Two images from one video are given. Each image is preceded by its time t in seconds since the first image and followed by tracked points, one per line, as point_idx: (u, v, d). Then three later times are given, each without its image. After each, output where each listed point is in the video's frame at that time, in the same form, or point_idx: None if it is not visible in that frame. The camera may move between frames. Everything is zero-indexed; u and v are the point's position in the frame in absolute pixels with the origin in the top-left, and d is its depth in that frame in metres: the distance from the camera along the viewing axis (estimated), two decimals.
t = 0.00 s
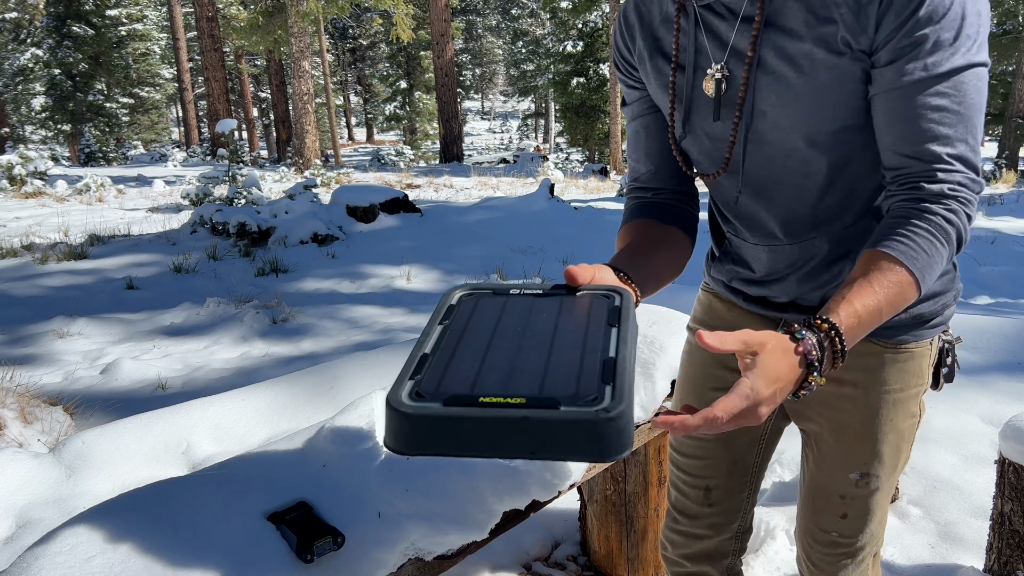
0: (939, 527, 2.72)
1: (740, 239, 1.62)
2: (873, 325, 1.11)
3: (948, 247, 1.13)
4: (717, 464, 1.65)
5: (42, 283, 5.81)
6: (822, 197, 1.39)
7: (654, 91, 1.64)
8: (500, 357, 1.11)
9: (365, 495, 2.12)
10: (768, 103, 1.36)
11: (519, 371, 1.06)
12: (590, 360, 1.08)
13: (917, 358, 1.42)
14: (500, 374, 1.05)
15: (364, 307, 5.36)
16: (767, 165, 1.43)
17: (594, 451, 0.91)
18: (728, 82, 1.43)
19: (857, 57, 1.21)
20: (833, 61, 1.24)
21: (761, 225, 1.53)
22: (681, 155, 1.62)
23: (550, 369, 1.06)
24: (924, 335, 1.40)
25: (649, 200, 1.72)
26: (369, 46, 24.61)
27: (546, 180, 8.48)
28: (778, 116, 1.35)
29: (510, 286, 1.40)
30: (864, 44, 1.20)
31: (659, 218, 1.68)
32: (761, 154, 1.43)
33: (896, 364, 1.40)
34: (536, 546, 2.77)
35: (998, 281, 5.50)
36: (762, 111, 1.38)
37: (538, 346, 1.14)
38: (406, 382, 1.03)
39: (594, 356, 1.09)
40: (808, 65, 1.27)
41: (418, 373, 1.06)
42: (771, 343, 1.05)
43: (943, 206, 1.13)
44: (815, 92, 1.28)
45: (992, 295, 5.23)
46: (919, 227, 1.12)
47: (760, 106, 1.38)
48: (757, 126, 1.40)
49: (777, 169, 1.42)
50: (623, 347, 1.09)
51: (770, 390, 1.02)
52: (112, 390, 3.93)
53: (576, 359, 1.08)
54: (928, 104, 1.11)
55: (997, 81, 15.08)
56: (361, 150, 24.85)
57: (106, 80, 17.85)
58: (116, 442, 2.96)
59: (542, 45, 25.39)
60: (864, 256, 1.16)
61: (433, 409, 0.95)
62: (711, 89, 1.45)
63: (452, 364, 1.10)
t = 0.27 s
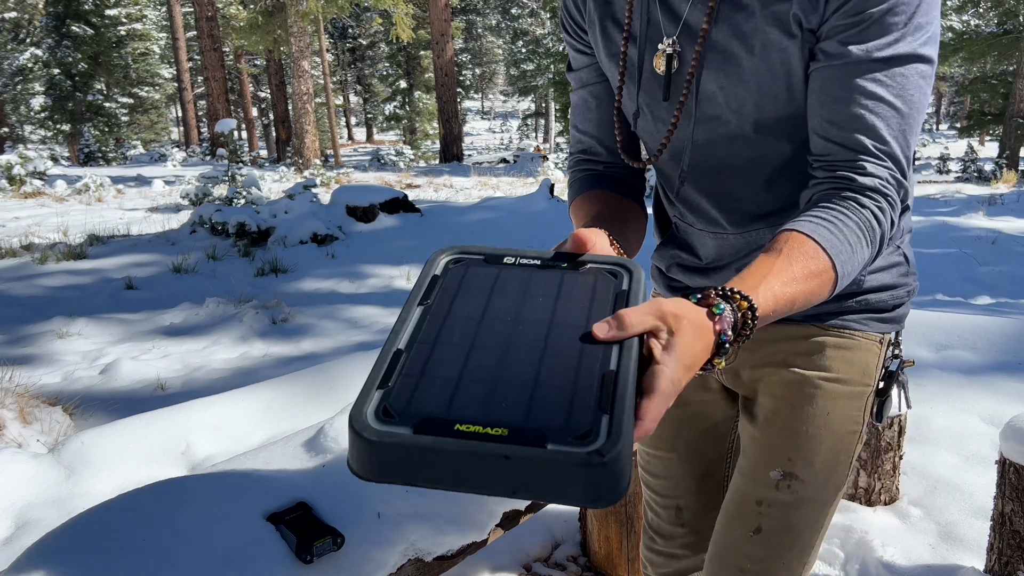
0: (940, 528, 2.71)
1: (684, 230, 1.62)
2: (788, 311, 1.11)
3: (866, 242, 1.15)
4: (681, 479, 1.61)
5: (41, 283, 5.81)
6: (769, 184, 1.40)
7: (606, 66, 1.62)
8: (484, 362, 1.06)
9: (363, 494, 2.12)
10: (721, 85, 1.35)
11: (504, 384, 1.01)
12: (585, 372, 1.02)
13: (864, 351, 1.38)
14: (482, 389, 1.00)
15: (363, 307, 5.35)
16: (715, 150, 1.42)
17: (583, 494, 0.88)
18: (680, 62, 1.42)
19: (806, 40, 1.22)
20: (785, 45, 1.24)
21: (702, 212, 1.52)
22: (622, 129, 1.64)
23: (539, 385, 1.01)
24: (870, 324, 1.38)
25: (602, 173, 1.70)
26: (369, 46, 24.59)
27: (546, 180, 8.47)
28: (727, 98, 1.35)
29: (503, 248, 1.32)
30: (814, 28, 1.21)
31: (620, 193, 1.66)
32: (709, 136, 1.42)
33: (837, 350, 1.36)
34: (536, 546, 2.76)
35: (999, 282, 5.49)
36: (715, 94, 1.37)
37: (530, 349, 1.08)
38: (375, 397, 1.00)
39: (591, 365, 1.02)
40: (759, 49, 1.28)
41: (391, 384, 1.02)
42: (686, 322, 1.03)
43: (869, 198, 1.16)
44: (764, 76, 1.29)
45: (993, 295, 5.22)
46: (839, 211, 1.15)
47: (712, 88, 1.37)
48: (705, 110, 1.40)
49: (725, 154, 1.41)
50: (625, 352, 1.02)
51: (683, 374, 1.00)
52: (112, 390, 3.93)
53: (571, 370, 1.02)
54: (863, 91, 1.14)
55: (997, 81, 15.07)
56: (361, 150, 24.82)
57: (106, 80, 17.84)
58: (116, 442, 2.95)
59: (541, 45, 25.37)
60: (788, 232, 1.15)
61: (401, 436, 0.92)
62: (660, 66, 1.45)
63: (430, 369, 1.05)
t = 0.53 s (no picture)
0: (941, 529, 2.70)
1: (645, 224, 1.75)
2: (804, 308, 1.21)
3: (863, 233, 1.27)
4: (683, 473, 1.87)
5: (41, 283, 5.80)
6: (741, 173, 1.53)
7: (560, 67, 1.70)
8: (520, 407, 1.06)
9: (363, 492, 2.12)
10: (697, 79, 1.46)
11: (546, 443, 1.03)
12: (635, 429, 1.04)
13: (827, 357, 1.53)
14: (523, 452, 1.02)
15: (363, 306, 5.34)
16: (691, 141, 1.54)
17: None
18: (650, 56, 1.52)
19: (779, 39, 1.35)
20: (756, 44, 1.36)
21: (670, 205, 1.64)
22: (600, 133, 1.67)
23: (585, 443, 1.03)
24: (831, 328, 1.53)
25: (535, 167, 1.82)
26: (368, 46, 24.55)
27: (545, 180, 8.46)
28: (706, 91, 1.46)
29: (520, 222, 1.23)
30: (787, 30, 1.34)
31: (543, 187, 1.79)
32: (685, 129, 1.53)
33: (803, 359, 1.53)
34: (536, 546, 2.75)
35: (1000, 282, 5.48)
36: (689, 86, 1.48)
37: (567, 384, 1.08)
38: (407, 473, 1.00)
39: (641, 419, 1.05)
40: (736, 46, 1.39)
41: (421, 448, 1.02)
42: (737, 344, 1.11)
43: (863, 196, 1.28)
44: (737, 71, 1.41)
45: (994, 295, 5.21)
46: (837, 206, 1.26)
47: (688, 80, 1.47)
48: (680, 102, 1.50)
49: (701, 145, 1.53)
50: (679, 412, 1.04)
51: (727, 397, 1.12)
52: (111, 391, 3.92)
53: (619, 424, 1.05)
54: (842, 97, 1.26)
55: (998, 80, 15.04)
56: (361, 150, 24.77)
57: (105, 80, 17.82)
58: (116, 442, 2.94)
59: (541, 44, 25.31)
60: (803, 232, 1.23)
61: (449, 529, 0.94)
62: (626, 63, 1.54)
63: (461, 423, 1.05)
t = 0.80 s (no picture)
0: (941, 529, 2.70)
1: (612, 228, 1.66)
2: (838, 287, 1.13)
3: (894, 220, 1.21)
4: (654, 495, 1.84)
5: (40, 283, 5.79)
6: (727, 173, 1.43)
7: (527, 49, 1.55)
8: (560, 374, 0.95)
9: (362, 491, 2.12)
10: (688, 70, 1.33)
11: (592, 410, 0.91)
12: (688, 390, 0.94)
13: (792, 373, 1.53)
14: (568, 420, 0.90)
15: (363, 306, 5.34)
16: (675, 137, 1.42)
17: (716, 549, 0.82)
18: (626, 44, 1.37)
19: (781, 30, 1.24)
20: (757, 39, 1.26)
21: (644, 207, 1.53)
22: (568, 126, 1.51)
23: (636, 407, 0.92)
24: (801, 344, 1.50)
25: (491, 147, 1.69)
26: (368, 45, 24.55)
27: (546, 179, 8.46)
28: (692, 84, 1.34)
29: (536, 192, 1.14)
30: (793, 24, 1.24)
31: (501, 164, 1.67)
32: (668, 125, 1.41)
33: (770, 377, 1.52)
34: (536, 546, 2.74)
35: (1000, 282, 5.48)
36: (678, 76, 1.35)
37: (608, 350, 0.98)
38: (441, 446, 0.87)
39: (692, 379, 0.95)
40: (735, 37, 1.27)
41: (456, 421, 0.89)
42: (782, 302, 1.04)
43: (888, 184, 1.22)
44: (732, 64, 1.30)
45: (995, 295, 5.21)
46: (867, 195, 1.19)
47: (676, 71, 1.34)
48: (664, 95, 1.37)
49: (686, 141, 1.42)
50: (733, 368, 0.95)
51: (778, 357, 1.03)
52: (111, 390, 3.91)
53: (670, 384, 0.94)
54: (863, 87, 1.19)
55: (999, 80, 15.04)
56: (361, 150, 24.78)
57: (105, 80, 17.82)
58: (116, 442, 2.94)
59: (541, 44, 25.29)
60: (831, 213, 1.17)
61: (497, 503, 0.81)
62: (596, 53, 1.38)
63: (498, 392, 0.93)
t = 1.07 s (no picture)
0: (941, 529, 2.70)
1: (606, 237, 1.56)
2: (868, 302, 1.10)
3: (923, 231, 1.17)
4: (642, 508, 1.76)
5: (40, 283, 5.79)
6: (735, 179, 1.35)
7: (506, 50, 1.39)
8: (581, 403, 0.93)
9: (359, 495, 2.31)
10: (701, 75, 1.23)
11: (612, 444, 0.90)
12: (719, 422, 0.92)
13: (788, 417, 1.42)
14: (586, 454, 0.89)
15: (363, 306, 5.33)
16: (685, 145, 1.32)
17: None
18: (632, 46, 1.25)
19: (797, 37, 1.15)
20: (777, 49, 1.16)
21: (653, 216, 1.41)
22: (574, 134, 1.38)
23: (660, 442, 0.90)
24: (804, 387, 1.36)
25: (468, 137, 1.60)
26: (368, 45, 24.53)
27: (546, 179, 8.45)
28: (698, 91, 1.25)
29: (561, 194, 1.10)
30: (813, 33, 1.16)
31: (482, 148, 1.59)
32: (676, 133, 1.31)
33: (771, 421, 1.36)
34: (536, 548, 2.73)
35: (1001, 281, 5.48)
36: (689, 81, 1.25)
37: (633, 375, 0.95)
38: (446, 481, 0.86)
39: (724, 411, 0.92)
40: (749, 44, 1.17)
41: (463, 453, 0.88)
42: (822, 323, 1.02)
43: (917, 195, 1.17)
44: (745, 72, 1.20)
45: (995, 295, 5.21)
46: (898, 206, 1.14)
47: (687, 77, 1.24)
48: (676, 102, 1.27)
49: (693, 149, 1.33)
50: (769, 398, 0.92)
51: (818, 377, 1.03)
52: (110, 390, 3.91)
53: (699, 415, 0.92)
54: (893, 95, 1.14)
55: (1000, 80, 15.01)
56: (360, 150, 24.76)
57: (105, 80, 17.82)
58: (115, 442, 2.94)
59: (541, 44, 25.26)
60: (861, 224, 1.12)
61: (505, 548, 0.81)
62: (594, 56, 1.26)
63: (511, 422, 0.91)
